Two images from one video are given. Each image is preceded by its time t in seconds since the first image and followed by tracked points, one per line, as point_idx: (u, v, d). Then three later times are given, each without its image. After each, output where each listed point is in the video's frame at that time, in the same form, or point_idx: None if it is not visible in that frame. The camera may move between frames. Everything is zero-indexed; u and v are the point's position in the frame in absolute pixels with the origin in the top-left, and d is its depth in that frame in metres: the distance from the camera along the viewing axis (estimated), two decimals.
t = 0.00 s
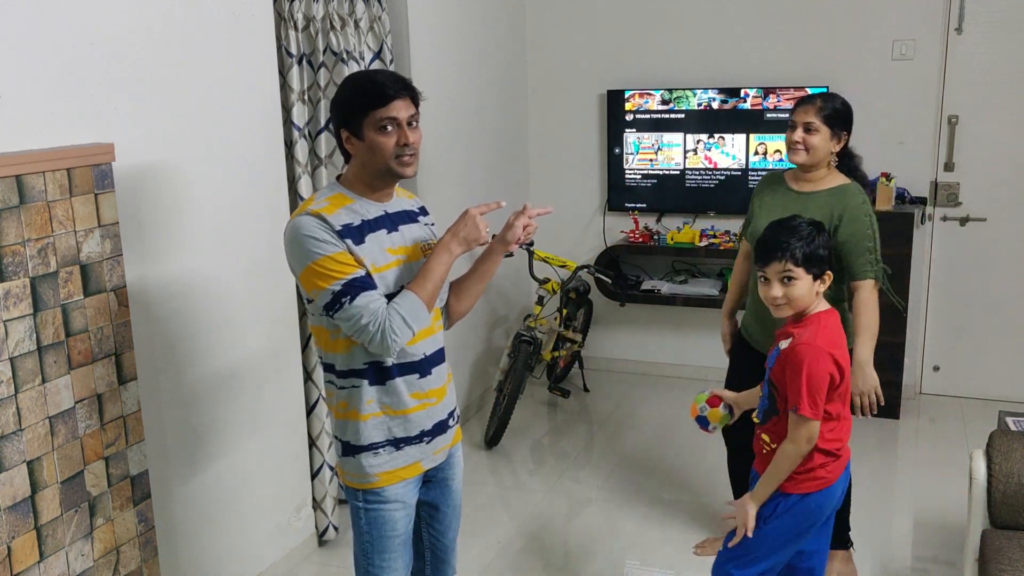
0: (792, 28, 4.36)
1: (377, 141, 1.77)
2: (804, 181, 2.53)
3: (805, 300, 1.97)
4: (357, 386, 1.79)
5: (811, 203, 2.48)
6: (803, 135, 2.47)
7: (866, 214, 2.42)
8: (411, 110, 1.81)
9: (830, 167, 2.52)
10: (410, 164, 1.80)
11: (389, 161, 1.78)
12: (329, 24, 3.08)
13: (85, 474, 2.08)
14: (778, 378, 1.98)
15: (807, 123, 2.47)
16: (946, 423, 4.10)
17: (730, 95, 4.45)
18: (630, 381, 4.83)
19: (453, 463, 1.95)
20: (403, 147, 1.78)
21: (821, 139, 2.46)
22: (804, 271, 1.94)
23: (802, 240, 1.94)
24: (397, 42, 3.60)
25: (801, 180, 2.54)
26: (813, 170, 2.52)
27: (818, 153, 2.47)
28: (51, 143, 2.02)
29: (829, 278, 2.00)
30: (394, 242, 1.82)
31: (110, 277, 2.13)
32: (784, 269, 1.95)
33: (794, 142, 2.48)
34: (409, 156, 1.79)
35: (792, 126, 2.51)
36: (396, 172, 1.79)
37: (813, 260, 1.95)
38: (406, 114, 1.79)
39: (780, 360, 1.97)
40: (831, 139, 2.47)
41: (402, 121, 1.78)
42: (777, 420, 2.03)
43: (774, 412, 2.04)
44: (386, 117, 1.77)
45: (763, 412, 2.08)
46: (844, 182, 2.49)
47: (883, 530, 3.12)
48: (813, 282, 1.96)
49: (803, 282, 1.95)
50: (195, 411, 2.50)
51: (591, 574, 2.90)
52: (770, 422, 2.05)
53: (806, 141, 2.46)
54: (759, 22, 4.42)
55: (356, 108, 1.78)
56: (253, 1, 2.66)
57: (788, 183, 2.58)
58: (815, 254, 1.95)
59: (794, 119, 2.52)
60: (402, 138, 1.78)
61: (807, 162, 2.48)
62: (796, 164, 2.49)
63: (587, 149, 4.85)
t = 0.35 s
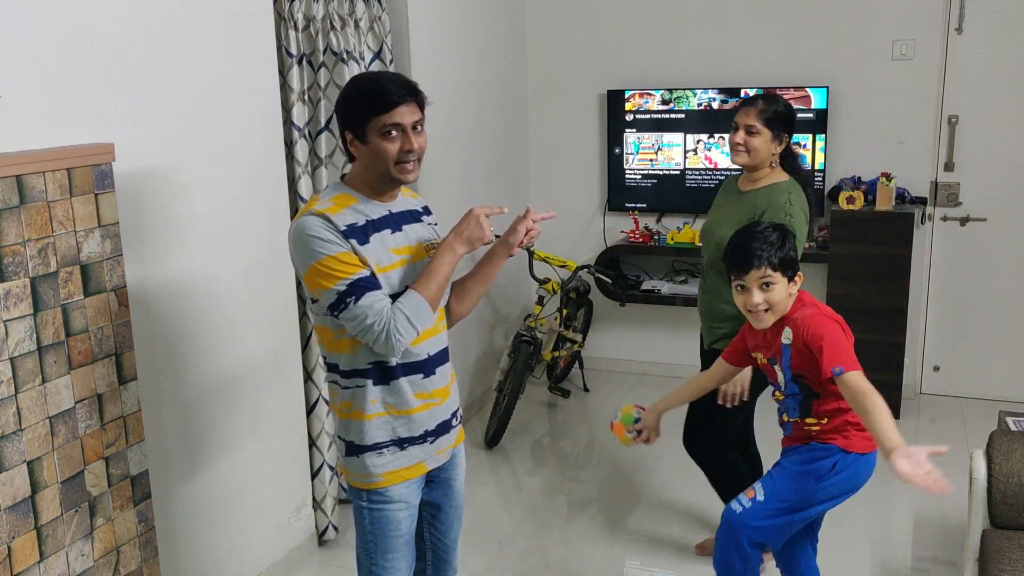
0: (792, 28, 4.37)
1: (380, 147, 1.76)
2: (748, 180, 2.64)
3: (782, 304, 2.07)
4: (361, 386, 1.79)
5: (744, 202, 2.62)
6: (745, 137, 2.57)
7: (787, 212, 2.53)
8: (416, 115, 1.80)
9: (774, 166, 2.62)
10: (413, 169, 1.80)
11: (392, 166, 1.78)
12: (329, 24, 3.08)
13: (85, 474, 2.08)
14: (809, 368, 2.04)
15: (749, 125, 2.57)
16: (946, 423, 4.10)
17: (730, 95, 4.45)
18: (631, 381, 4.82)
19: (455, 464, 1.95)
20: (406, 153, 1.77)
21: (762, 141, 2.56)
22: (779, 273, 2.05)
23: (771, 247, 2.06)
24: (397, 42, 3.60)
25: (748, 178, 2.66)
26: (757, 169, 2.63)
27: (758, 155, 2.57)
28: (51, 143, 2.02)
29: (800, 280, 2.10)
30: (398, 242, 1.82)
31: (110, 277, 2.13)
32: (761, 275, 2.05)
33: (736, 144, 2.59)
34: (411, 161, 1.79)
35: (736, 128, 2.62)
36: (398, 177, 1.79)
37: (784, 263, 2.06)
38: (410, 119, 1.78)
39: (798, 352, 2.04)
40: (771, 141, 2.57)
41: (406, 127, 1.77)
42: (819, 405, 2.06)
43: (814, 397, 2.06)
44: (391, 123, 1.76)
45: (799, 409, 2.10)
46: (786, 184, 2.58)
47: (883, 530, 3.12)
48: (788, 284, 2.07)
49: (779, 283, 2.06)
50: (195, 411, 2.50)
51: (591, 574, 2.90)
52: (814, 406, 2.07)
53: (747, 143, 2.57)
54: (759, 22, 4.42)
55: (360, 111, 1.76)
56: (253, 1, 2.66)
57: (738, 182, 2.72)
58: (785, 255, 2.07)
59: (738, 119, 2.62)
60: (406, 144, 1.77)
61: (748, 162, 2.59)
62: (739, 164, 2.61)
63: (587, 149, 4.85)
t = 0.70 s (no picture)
0: (792, 28, 4.37)
1: (401, 143, 1.77)
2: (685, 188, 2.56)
3: (805, 298, 1.93)
4: (363, 386, 1.78)
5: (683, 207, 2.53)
6: (688, 143, 2.49)
7: (721, 214, 2.41)
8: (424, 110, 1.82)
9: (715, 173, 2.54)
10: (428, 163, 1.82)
11: (411, 163, 1.79)
12: (329, 25, 3.08)
13: (85, 474, 2.08)
14: (841, 364, 1.88)
15: (694, 133, 2.48)
16: (947, 423, 4.10)
17: (730, 95, 4.45)
18: (631, 381, 4.82)
19: (455, 464, 1.96)
20: (423, 148, 1.80)
21: (704, 149, 2.48)
22: (801, 267, 1.91)
23: (792, 238, 1.91)
24: (397, 42, 3.60)
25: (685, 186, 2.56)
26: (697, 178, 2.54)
27: (699, 163, 2.48)
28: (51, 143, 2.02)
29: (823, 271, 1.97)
30: (399, 241, 1.82)
31: (110, 277, 2.13)
32: (784, 267, 1.91)
33: (679, 150, 2.50)
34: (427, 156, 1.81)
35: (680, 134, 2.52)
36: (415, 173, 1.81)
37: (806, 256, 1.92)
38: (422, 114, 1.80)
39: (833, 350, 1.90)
40: (714, 150, 2.49)
41: (422, 123, 1.79)
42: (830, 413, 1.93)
43: (830, 404, 1.92)
44: (409, 120, 1.77)
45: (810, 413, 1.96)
46: (723, 188, 2.47)
47: (883, 531, 3.12)
48: (811, 276, 1.93)
49: (801, 276, 1.92)
50: (195, 411, 2.51)
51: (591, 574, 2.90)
52: (827, 414, 1.93)
53: (690, 151, 2.48)
54: (759, 21, 4.42)
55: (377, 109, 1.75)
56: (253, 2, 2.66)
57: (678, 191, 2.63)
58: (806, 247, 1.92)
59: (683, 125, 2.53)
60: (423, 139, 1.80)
61: (688, 171, 2.50)
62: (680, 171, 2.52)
63: (587, 149, 4.85)
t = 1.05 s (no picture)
0: (792, 28, 4.37)
1: (416, 139, 1.78)
2: (635, 188, 2.55)
3: (799, 298, 1.88)
4: (364, 387, 1.78)
5: (642, 208, 2.49)
6: (646, 142, 2.47)
7: (698, 221, 2.45)
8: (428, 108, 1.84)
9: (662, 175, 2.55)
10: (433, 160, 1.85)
11: (424, 162, 1.82)
12: (329, 25, 3.08)
13: (85, 475, 2.07)
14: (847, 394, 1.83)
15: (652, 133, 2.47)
16: (946, 423, 4.10)
17: (730, 95, 4.45)
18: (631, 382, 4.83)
19: (455, 464, 1.96)
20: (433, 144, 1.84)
21: (660, 151, 2.47)
22: (791, 263, 1.89)
23: (806, 240, 1.90)
24: (397, 42, 3.60)
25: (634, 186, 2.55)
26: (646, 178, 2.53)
27: (654, 164, 2.48)
28: (51, 143, 2.02)
29: (829, 276, 1.89)
30: (400, 242, 1.82)
31: (110, 277, 2.13)
32: (774, 263, 1.91)
33: (635, 147, 2.48)
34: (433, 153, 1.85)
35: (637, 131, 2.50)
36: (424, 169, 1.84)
37: (802, 253, 1.89)
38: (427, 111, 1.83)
39: (842, 373, 1.83)
40: (668, 154, 2.49)
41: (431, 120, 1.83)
42: (833, 441, 1.86)
43: (834, 430, 1.86)
44: (424, 116, 1.80)
45: (812, 438, 1.88)
46: (680, 193, 2.49)
47: (883, 531, 3.12)
48: (807, 279, 1.88)
49: (794, 275, 1.88)
50: (195, 412, 2.50)
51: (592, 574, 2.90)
52: (829, 442, 1.87)
53: (646, 150, 2.47)
54: (759, 21, 4.42)
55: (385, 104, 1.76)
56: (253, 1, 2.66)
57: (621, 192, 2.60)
58: (808, 249, 1.89)
59: (640, 125, 2.51)
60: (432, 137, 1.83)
61: (640, 169, 2.49)
62: (632, 170, 2.50)
63: (587, 149, 4.85)
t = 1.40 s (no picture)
0: (792, 28, 4.37)
1: (399, 132, 1.78)
2: (589, 190, 2.53)
3: (744, 288, 2.01)
4: (368, 385, 1.78)
5: (608, 208, 2.49)
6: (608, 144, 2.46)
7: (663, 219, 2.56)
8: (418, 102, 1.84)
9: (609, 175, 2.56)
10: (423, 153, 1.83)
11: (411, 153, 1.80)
12: (329, 25, 3.08)
13: (85, 475, 2.08)
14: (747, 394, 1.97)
15: (612, 134, 2.45)
16: (946, 423, 4.10)
17: (730, 96, 4.45)
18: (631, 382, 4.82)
19: (456, 462, 1.96)
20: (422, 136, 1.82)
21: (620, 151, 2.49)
22: (753, 257, 1.99)
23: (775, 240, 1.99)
24: (397, 41, 3.60)
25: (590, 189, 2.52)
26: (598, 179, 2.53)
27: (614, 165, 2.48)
28: (51, 143, 2.02)
29: (782, 280, 1.99)
30: (404, 238, 1.82)
31: (110, 277, 2.13)
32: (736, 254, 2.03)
33: (601, 149, 2.44)
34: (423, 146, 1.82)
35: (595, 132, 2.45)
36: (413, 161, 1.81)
37: (762, 250, 1.98)
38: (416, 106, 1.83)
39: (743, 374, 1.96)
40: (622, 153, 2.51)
41: (417, 112, 1.82)
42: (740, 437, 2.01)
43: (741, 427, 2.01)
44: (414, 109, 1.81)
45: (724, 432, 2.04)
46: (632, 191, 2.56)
47: (883, 531, 3.12)
48: (759, 276, 1.99)
49: (746, 271, 2.00)
50: (195, 412, 2.50)
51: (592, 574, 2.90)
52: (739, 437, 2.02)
53: (610, 153, 2.45)
54: (759, 21, 4.42)
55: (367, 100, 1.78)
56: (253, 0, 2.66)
57: (570, 195, 2.55)
58: (771, 246, 1.98)
59: (592, 126, 2.45)
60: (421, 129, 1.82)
61: (604, 171, 2.47)
62: (597, 172, 2.47)
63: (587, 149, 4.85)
